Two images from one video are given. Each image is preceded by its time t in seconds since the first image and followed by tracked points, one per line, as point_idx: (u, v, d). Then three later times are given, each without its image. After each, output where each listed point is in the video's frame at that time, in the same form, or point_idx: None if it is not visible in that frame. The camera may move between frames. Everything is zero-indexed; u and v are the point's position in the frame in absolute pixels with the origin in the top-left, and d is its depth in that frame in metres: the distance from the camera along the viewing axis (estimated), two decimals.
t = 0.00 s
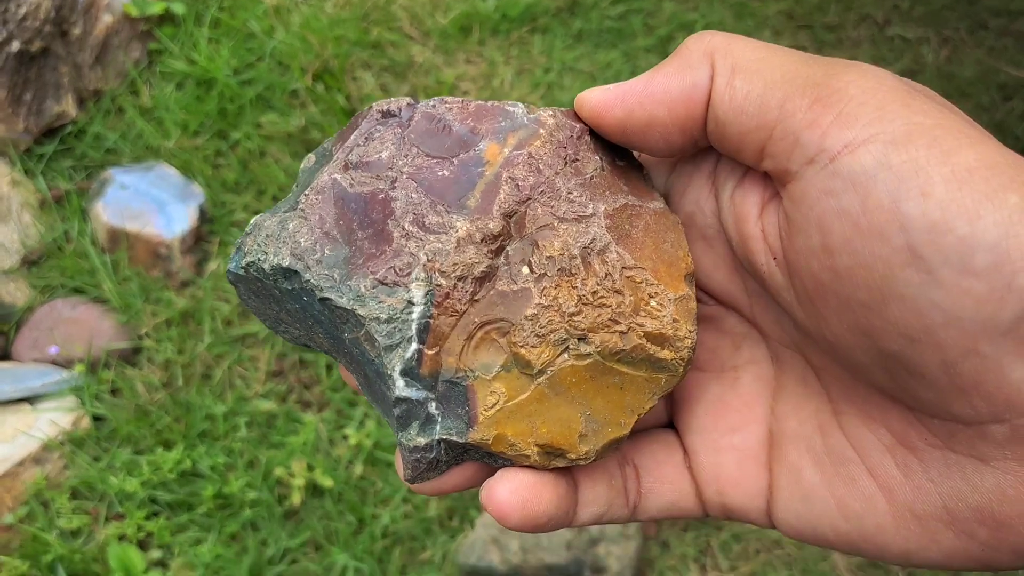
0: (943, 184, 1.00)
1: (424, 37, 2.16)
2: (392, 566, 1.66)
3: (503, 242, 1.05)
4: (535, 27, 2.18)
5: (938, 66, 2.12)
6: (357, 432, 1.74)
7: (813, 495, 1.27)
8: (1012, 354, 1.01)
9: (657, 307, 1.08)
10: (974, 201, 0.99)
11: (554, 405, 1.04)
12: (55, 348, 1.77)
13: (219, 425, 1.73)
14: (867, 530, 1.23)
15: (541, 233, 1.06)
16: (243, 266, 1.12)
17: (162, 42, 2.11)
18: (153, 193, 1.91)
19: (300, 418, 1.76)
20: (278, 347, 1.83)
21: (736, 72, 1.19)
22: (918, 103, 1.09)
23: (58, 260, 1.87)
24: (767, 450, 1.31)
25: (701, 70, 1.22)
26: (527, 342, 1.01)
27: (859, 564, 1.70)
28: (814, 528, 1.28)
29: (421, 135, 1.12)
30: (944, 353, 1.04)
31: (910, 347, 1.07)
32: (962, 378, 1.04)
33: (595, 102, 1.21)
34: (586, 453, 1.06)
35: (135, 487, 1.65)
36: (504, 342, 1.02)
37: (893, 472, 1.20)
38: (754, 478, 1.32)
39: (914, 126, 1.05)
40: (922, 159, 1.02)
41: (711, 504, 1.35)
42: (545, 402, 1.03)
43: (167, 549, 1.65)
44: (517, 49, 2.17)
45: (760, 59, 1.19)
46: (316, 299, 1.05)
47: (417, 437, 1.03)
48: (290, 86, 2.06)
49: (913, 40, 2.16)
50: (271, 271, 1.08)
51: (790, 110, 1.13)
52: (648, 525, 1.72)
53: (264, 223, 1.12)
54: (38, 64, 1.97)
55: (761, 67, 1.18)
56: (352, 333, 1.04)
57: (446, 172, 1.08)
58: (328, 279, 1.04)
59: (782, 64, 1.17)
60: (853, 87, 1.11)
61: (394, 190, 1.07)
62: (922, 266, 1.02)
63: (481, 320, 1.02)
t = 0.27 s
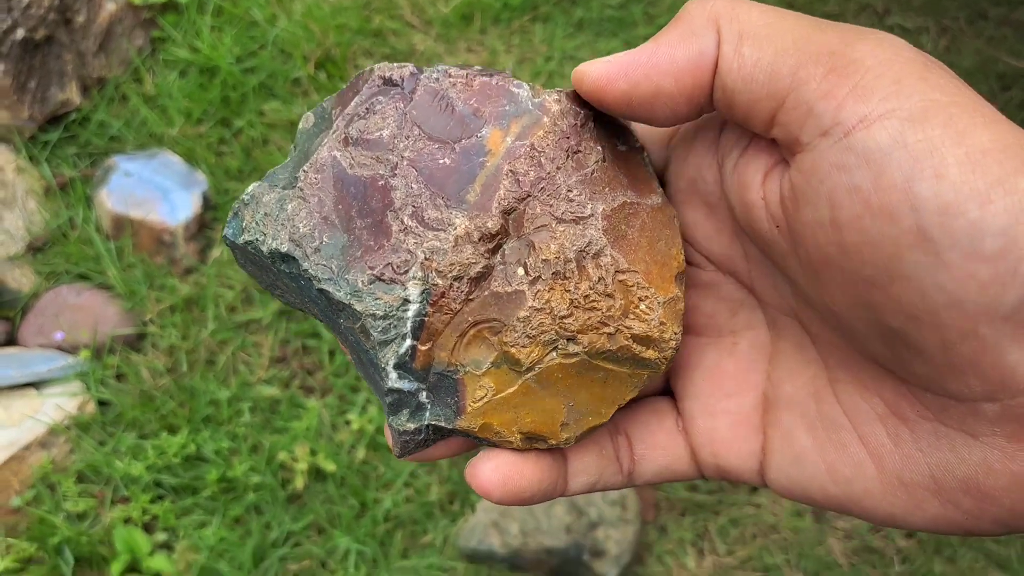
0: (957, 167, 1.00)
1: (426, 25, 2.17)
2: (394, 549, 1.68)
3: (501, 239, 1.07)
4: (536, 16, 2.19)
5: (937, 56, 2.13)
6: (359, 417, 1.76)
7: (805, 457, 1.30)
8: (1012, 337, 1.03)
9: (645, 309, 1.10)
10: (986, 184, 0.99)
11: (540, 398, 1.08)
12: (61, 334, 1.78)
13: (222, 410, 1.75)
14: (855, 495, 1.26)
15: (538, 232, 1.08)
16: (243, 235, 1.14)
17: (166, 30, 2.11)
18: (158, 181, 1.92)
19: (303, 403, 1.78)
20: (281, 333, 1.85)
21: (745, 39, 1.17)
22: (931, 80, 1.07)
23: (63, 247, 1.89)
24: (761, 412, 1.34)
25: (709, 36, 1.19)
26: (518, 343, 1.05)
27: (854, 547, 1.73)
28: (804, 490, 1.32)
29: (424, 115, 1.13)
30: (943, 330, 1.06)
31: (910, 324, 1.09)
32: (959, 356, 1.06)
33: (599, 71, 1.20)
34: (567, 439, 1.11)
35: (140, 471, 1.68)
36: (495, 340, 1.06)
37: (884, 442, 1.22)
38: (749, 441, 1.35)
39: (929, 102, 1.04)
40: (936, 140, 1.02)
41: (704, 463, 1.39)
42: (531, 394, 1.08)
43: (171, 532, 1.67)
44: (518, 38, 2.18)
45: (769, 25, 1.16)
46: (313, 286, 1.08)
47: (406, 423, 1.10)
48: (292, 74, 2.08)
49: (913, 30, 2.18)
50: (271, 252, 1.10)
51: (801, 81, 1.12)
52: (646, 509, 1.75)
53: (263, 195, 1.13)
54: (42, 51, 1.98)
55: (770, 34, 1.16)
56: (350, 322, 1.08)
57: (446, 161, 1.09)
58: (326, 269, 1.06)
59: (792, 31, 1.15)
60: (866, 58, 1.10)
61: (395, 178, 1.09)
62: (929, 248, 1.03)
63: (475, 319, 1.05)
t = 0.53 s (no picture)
0: (963, 191, 0.94)
1: (427, 16, 2.17)
2: (395, 537, 1.70)
3: (503, 248, 1.03)
4: (538, 8, 2.21)
5: (936, 48, 2.14)
6: (360, 406, 1.77)
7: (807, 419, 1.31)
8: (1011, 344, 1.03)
9: (632, 323, 1.11)
10: (987, 210, 0.94)
11: (520, 391, 1.13)
12: (64, 323, 1.80)
13: (225, 399, 1.77)
14: (855, 459, 1.29)
15: (546, 239, 1.05)
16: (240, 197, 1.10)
17: (167, 21, 2.14)
18: (160, 171, 1.93)
19: (305, 393, 1.80)
20: (283, 323, 1.86)
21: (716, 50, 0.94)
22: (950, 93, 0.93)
23: (66, 237, 1.90)
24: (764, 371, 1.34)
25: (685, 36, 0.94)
26: (506, 348, 1.06)
27: (852, 536, 1.75)
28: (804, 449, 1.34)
29: (438, 99, 1.05)
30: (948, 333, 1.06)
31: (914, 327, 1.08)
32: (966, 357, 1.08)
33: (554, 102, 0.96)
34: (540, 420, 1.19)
35: (143, 459, 1.69)
36: (483, 342, 1.07)
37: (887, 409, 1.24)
38: (751, 399, 1.35)
39: (931, 127, 0.92)
40: (940, 177, 0.93)
41: (705, 419, 1.39)
42: (511, 387, 1.13)
43: (175, 520, 1.68)
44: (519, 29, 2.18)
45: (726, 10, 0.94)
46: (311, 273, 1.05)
47: (392, 403, 1.13)
48: (294, 65, 2.09)
49: (912, 22, 2.19)
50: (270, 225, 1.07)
51: (791, 108, 0.95)
52: (645, 499, 1.76)
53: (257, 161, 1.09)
54: (44, 42, 1.99)
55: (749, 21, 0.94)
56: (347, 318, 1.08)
57: (456, 159, 1.03)
58: (324, 260, 1.03)
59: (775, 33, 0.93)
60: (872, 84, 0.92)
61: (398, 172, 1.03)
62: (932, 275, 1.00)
63: (466, 322, 1.05)
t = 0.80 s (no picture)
0: (934, 233, 0.91)
1: (428, 15, 2.20)
2: (398, 529, 1.72)
3: (466, 245, 1.01)
4: (540, 5, 2.22)
5: (935, 45, 2.15)
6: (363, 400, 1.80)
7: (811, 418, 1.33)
8: (1014, 369, 1.00)
9: (599, 342, 1.02)
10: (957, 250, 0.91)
11: (479, 409, 1.00)
12: (71, 317, 1.81)
13: (230, 392, 1.79)
14: (861, 460, 1.29)
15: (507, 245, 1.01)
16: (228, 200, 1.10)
17: (172, 18, 2.16)
18: (165, 167, 1.95)
19: (309, 386, 1.81)
20: (287, 318, 1.89)
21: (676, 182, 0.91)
22: (908, 127, 0.92)
23: (72, 232, 1.92)
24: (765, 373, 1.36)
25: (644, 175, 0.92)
26: (461, 352, 0.98)
27: (849, 530, 1.76)
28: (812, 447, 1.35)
29: (417, 109, 1.06)
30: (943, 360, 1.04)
31: (902, 354, 1.08)
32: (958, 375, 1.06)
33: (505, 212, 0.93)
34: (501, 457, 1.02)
35: (149, 451, 1.71)
36: (441, 348, 0.99)
37: (892, 412, 1.24)
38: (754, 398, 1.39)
39: (891, 181, 0.91)
40: (902, 228, 0.92)
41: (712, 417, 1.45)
42: (470, 403, 1.00)
43: (180, 512, 1.70)
44: (521, 26, 2.19)
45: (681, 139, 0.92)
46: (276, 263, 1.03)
47: (347, 411, 1.03)
48: (297, 62, 2.11)
49: (912, 20, 2.20)
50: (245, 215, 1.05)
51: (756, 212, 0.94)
52: (645, 492, 1.78)
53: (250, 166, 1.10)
54: (51, 39, 2.00)
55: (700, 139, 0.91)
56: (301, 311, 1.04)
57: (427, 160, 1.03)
58: (289, 251, 1.01)
59: (735, 141, 0.90)
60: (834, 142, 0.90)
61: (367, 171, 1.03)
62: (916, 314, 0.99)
63: (423, 324, 0.99)
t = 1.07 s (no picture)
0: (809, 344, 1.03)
1: (432, 16, 2.21)
2: (401, 528, 1.73)
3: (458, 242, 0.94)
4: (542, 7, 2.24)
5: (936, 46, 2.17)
6: (367, 400, 1.82)
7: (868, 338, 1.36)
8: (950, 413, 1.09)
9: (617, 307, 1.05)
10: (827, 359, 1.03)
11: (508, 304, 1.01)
12: (77, 316, 1.83)
13: (234, 391, 1.80)
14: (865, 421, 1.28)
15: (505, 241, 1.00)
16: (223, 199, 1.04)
17: (177, 19, 2.17)
18: (170, 167, 1.97)
19: (313, 385, 1.83)
20: (291, 317, 1.90)
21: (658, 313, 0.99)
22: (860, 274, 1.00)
23: (78, 232, 1.94)
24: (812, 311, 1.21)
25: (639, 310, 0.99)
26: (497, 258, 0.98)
27: (849, 529, 1.78)
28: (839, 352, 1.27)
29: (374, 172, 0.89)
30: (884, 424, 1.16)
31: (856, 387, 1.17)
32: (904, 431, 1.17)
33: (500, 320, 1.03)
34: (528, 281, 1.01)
35: (154, 449, 1.72)
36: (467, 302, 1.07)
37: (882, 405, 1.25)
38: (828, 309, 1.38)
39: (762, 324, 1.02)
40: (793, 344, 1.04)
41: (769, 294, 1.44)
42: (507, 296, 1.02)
43: (185, 510, 1.71)
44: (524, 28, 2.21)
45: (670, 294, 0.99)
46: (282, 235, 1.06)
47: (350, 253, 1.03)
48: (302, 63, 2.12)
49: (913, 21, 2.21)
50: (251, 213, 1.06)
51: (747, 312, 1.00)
52: (647, 491, 1.79)
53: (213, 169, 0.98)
54: (57, 40, 2.03)
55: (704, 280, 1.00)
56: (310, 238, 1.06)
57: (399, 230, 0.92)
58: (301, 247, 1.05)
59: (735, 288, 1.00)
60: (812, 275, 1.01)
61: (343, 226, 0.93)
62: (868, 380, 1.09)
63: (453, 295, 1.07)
